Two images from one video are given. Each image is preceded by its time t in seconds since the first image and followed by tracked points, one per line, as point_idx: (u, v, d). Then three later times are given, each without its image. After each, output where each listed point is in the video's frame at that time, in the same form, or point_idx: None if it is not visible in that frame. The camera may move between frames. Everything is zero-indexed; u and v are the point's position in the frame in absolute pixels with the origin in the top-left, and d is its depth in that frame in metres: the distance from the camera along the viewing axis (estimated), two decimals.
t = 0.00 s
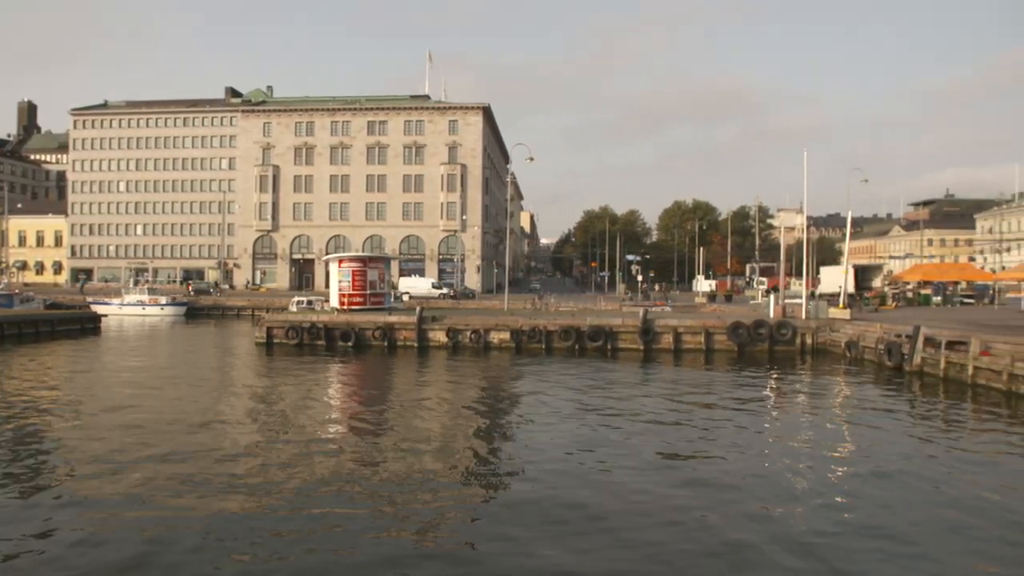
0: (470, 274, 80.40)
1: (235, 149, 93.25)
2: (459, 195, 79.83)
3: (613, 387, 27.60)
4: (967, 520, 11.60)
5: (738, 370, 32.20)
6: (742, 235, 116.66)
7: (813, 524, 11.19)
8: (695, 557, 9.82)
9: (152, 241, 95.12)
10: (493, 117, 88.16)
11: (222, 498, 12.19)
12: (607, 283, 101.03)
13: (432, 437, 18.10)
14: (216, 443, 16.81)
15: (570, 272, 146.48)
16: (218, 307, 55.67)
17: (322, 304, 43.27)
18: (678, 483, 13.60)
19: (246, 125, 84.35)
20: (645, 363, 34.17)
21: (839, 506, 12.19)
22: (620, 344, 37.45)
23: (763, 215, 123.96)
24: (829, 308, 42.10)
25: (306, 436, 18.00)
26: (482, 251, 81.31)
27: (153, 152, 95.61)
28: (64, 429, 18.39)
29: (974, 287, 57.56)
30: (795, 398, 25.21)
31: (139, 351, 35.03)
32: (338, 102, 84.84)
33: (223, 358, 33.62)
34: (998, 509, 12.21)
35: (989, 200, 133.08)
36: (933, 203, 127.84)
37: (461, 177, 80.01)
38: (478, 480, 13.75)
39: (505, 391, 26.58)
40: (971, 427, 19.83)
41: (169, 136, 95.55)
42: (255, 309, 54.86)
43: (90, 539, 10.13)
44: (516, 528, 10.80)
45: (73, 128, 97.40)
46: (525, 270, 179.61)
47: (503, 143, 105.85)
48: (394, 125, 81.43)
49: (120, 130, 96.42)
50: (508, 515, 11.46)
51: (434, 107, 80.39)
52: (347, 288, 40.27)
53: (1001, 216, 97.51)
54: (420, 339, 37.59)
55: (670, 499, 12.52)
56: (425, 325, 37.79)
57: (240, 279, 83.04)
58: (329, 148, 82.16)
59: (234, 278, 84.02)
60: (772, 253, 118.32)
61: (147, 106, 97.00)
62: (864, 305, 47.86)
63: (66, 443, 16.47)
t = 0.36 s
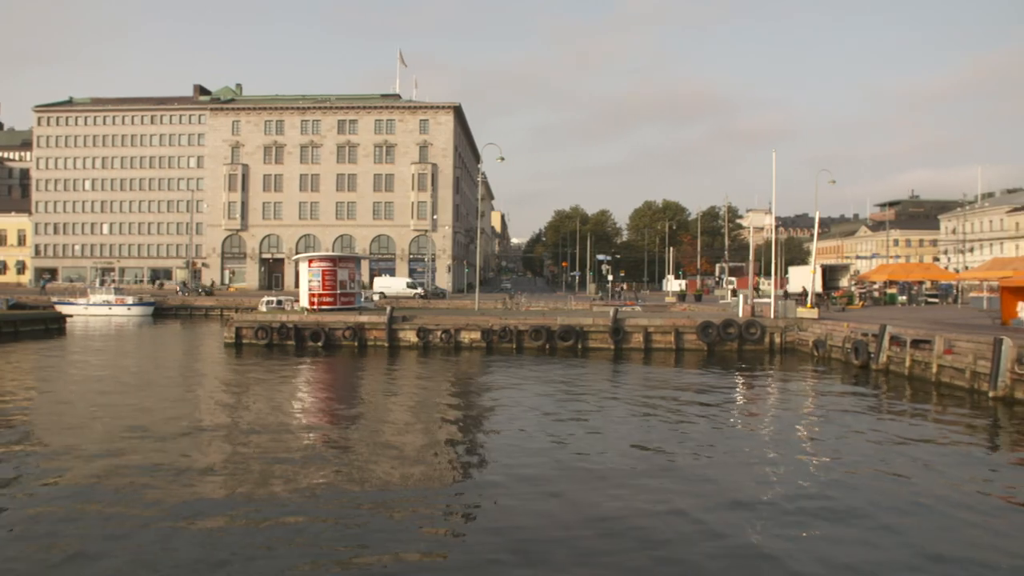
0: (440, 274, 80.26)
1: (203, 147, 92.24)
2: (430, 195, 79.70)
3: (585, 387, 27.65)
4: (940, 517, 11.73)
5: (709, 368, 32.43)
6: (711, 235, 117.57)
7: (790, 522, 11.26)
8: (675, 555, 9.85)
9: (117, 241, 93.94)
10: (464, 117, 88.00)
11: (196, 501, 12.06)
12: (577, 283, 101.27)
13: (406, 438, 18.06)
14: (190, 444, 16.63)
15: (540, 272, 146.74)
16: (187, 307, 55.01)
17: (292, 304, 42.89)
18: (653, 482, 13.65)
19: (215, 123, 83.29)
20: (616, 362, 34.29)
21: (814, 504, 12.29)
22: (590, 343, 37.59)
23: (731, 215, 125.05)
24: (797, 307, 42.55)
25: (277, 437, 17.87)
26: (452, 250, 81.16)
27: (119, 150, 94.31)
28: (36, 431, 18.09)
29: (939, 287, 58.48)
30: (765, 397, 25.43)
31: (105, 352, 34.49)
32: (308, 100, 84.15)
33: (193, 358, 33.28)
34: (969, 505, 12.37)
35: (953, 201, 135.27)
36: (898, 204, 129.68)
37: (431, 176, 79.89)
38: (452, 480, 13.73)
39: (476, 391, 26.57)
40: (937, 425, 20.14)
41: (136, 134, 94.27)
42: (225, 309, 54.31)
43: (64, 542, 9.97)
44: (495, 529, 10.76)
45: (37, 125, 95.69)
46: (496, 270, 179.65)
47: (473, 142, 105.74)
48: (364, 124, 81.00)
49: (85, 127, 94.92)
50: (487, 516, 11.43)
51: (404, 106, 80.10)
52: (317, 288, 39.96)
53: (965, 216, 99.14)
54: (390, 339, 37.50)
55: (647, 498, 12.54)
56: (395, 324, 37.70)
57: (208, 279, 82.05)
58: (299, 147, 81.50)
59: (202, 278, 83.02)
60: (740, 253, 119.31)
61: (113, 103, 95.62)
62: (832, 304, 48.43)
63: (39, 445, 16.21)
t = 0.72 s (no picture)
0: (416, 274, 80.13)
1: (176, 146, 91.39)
2: (405, 194, 79.54)
3: (562, 386, 27.72)
4: (916, 514, 11.89)
5: (684, 368, 32.63)
6: (686, 235, 118.23)
7: (768, 520, 11.36)
8: (655, 553, 9.90)
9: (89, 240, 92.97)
10: (439, 116, 87.90)
11: (172, 503, 11.94)
12: (553, 282, 101.49)
13: (381, 437, 18.04)
14: (164, 445, 16.52)
15: (516, 271, 146.82)
16: (160, 307, 54.49)
17: (267, 304, 42.61)
18: (630, 481, 13.72)
19: (188, 121, 82.36)
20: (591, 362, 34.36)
21: (793, 502, 12.40)
22: (566, 343, 37.69)
23: (706, 216, 125.84)
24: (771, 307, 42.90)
25: (250, 438, 17.79)
26: (427, 250, 81.03)
27: (90, 148, 93.22)
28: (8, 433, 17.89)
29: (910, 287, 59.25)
30: (739, 396, 25.62)
31: (75, 352, 34.08)
32: (283, 99, 83.59)
33: (167, 359, 33.03)
34: (942, 502, 12.55)
35: (924, 202, 137.06)
36: (870, 204, 131.15)
37: (407, 176, 79.74)
38: (423, 479, 13.72)
39: (452, 390, 26.55)
40: (910, 423, 20.39)
41: (107, 132, 93.17)
42: (199, 309, 53.88)
43: (38, 546, 9.86)
44: (474, 529, 10.76)
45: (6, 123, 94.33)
46: (472, 270, 179.51)
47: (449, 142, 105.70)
48: (340, 123, 80.63)
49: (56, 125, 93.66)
50: (467, 516, 11.42)
51: (380, 106, 79.87)
52: (292, 288, 39.73)
53: (935, 217, 100.43)
54: (365, 339, 37.37)
55: (626, 497, 12.60)
56: (370, 324, 37.59)
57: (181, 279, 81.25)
58: (274, 146, 80.93)
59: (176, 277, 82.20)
60: (715, 253, 120.11)
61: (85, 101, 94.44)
62: (806, 303, 48.92)
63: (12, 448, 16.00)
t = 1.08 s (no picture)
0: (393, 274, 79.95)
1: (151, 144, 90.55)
2: (383, 194, 79.37)
3: (539, 386, 27.73)
4: (894, 512, 11.99)
5: (661, 367, 32.83)
6: (663, 235, 118.73)
7: (750, 519, 11.40)
8: (637, 553, 9.91)
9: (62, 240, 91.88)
10: (417, 115, 87.75)
11: (149, 505, 11.82)
12: (530, 282, 101.60)
13: (357, 437, 18.04)
14: (139, 446, 16.44)
15: (493, 271, 146.89)
16: (134, 307, 53.94)
17: (243, 304, 42.33)
18: (609, 480, 13.75)
19: (163, 120, 81.47)
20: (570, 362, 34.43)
21: (773, 501, 12.46)
22: (544, 343, 37.73)
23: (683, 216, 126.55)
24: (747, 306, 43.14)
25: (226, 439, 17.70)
26: (405, 250, 80.87)
27: (63, 146, 92.05)
28: None
29: (883, 287, 59.91)
30: (715, 395, 25.78)
31: (49, 353, 33.67)
32: (260, 98, 83.01)
33: (141, 359, 32.76)
34: (920, 499, 12.72)
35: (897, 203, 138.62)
36: (845, 205, 132.36)
37: (384, 176, 79.59)
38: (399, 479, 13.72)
39: (428, 390, 26.54)
40: (884, 422, 20.55)
41: (81, 130, 92.04)
42: (174, 309, 53.39)
43: (35, 548, 9.78)
44: (456, 530, 10.72)
45: None
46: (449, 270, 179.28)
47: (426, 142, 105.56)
48: (316, 122, 80.22)
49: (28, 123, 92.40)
50: (448, 517, 11.36)
51: (357, 105, 79.60)
52: (268, 288, 39.49)
53: (909, 218, 101.60)
54: (343, 339, 37.20)
55: (606, 497, 12.61)
56: (347, 324, 37.43)
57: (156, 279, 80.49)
58: (250, 145, 80.31)
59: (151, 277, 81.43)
60: (692, 253, 120.74)
61: (57, 99, 93.21)
62: (781, 303, 49.32)
63: None
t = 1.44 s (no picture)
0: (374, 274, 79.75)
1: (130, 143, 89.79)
2: (364, 194, 79.17)
3: (520, 386, 27.75)
4: (875, 510, 12.13)
5: (642, 367, 32.98)
6: (644, 235, 119.25)
7: (738, 518, 11.47)
8: (623, 552, 9.96)
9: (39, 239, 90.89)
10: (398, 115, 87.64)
11: (137, 508, 11.73)
12: (512, 282, 101.64)
13: (340, 437, 18.05)
14: (121, 447, 16.34)
15: (474, 271, 146.83)
16: (113, 307, 53.47)
17: (223, 304, 42.08)
18: (595, 480, 13.78)
19: (142, 118, 80.54)
20: (551, 361, 34.50)
21: (758, 500, 12.54)
22: (525, 343, 37.73)
23: (663, 215, 127.14)
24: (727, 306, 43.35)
25: (206, 439, 17.66)
26: (386, 250, 80.71)
27: (40, 144, 91.02)
28: None
29: (862, 286, 60.44)
30: (697, 394, 25.97)
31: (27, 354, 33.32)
32: (240, 97, 82.51)
33: (120, 360, 32.50)
34: (905, 497, 12.88)
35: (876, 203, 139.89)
36: (824, 206, 133.41)
37: (365, 175, 79.39)
38: (382, 480, 13.72)
39: (410, 390, 26.49)
40: (862, 421, 20.70)
41: (58, 129, 91.06)
42: (153, 309, 52.97)
43: (26, 552, 9.70)
44: (444, 531, 10.71)
45: None
46: (430, 270, 179.00)
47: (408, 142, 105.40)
48: (297, 121, 79.88)
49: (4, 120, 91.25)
50: (437, 519, 11.31)
51: (338, 104, 79.33)
52: (249, 288, 39.26)
53: (887, 218, 102.54)
54: (323, 339, 37.02)
55: (594, 497, 12.63)
56: (328, 324, 37.25)
57: (135, 279, 79.80)
58: (230, 144, 79.79)
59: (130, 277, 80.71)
60: (672, 253, 121.24)
61: (33, 96, 92.12)
62: (762, 303, 49.66)
63: None
